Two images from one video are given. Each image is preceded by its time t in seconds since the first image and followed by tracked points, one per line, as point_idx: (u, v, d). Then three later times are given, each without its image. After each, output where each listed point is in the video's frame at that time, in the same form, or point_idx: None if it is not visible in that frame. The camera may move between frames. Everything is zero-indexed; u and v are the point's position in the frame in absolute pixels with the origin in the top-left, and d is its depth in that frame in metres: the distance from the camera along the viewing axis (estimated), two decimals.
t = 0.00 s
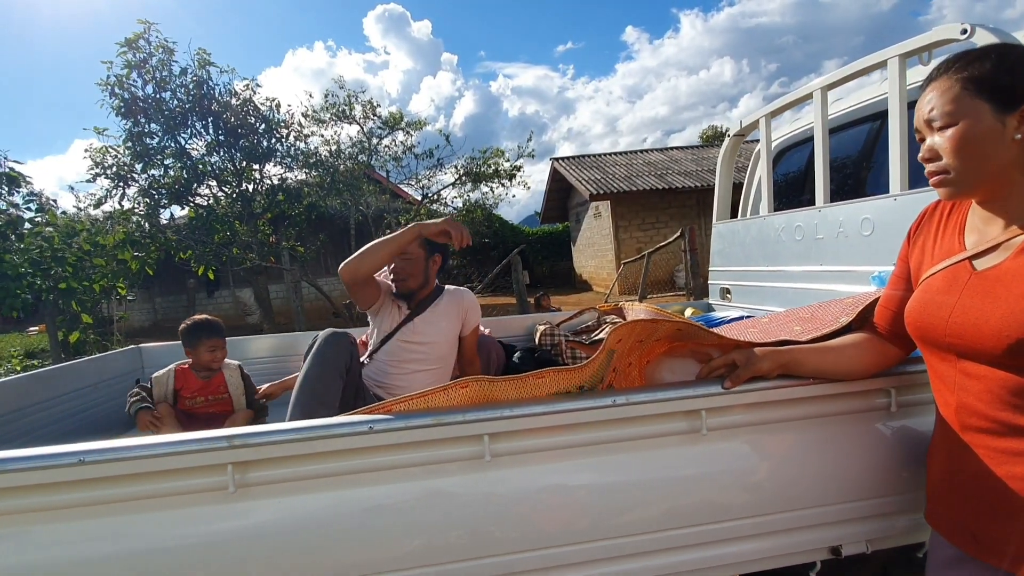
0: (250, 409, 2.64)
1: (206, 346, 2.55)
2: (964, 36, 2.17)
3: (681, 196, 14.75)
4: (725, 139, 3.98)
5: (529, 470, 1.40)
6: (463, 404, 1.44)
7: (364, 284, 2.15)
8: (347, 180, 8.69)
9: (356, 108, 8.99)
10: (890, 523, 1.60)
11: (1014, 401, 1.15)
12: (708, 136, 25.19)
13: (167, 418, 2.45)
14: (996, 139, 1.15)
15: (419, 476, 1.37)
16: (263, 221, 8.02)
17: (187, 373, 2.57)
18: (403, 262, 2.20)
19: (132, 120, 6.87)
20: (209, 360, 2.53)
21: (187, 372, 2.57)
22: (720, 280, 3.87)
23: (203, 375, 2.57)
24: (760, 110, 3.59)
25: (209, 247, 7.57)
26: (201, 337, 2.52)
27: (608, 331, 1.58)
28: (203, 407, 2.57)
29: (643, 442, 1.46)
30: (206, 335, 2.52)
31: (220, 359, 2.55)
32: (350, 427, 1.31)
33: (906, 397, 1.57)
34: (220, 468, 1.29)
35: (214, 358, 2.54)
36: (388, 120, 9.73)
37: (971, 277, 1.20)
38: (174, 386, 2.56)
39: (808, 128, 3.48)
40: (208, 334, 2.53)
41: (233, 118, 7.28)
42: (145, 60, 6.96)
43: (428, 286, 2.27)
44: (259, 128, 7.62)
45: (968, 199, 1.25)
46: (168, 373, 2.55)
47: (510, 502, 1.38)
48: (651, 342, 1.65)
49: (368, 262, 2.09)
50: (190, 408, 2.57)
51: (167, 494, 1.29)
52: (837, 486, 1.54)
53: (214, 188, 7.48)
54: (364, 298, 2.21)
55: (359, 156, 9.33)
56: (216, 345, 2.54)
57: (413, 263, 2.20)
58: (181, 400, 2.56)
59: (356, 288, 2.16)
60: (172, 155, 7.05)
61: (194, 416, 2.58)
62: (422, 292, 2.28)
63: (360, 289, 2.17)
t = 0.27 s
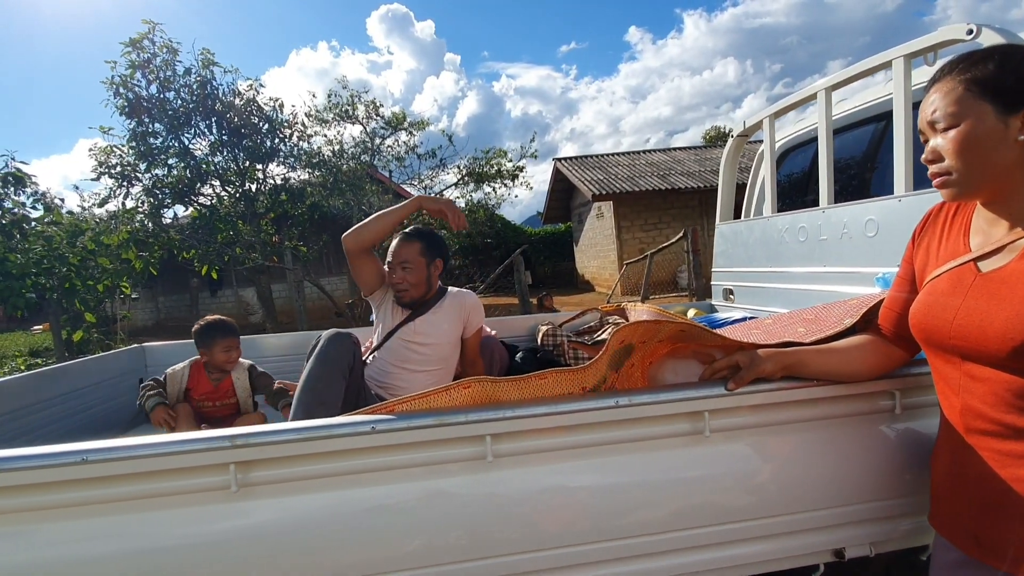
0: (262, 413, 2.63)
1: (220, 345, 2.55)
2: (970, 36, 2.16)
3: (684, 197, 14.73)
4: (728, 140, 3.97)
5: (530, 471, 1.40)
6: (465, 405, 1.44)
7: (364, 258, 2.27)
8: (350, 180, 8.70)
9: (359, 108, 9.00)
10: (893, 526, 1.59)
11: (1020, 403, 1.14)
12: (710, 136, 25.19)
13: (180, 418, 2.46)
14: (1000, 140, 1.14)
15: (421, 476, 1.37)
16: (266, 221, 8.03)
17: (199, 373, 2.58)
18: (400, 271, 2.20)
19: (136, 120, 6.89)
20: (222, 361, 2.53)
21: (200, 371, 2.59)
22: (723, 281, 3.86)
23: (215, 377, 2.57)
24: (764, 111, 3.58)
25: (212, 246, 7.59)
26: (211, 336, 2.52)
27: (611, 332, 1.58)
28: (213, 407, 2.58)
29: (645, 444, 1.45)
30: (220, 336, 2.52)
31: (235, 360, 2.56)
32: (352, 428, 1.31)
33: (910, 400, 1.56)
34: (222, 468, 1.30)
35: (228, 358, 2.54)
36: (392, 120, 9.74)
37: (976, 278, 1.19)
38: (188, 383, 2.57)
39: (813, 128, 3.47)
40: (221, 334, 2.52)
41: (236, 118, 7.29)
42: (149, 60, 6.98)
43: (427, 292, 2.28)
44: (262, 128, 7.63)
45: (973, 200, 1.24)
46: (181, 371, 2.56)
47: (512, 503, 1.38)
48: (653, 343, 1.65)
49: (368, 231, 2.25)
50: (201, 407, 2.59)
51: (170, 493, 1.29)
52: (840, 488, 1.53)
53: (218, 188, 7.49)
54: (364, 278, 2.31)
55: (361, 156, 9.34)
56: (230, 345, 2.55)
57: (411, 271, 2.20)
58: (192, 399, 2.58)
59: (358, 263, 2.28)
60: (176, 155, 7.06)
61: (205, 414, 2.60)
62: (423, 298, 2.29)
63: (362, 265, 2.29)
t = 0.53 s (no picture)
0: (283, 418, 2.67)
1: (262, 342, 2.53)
2: (974, 34, 2.15)
3: (685, 197, 14.72)
4: (730, 140, 3.96)
5: (531, 471, 1.40)
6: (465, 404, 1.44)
7: (366, 258, 2.27)
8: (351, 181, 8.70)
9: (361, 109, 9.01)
10: (896, 526, 1.58)
11: (1022, 403, 1.14)
12: (711, 137, 25.20)
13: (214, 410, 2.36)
14: (1003, 138, 1.13)
15: (422, 475, 1.37)
16: (268, 221, 8.04)
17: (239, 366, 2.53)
18: (401, 269, 2.20)
19: (138, 120, 6.90)
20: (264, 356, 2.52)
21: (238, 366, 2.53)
22: (724, 281, 3.86)
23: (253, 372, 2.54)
24: (766, 111, 3.58)
25: (213, 246, 7.60)
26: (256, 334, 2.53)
27: (612, 331, 1.57)
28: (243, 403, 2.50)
29: (646, 443, 1.45)
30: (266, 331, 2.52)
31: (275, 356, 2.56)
32: (352, 426, 1.31)
33: (912, 400, 1.56)
34: (223, 466, 1.29)
35: (271, 355, 2.54)
36: (393, 120, 9.74)
37: (979, 278, 1.19)
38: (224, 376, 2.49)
39: (814, 128, 3.46)
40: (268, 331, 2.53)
41: (238, 118, 7.30)
42: (151, 60, 6.99)
43: (428, 290, 2.27)
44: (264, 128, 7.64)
45: (977, 199, 1.24)
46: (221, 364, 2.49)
47: (512, 503, 1.37)
48: (654, 342, 1.64)
49: (375, 231, 2.23)
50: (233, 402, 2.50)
51: (171, 492, 1.29)
52: (841, 488, 1.53)
53: (219, 188, 7.50)
54: (366, 279, 2.31)
55: (363, 156, 9.35)
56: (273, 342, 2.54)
57: (411, 269, 2.20)
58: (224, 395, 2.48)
59: (359, 263, 2.27)
60: (178, 155, 7.06)
61: (230, 411, 2.51)
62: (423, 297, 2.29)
63: (363, 265, 2.28)
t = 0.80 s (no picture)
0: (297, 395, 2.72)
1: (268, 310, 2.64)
2: (972, 35, 2.15)
3: (685, 197, 14.72)
4: (728, 140, 3.97)
5: (529, 471, 1.40)
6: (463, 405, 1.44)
7: (360, 258, 2.30)
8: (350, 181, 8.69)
9: (360, 109, 9.02)
10: (893, 526, 1.59)
11: (1017, 402, 1.14)
12: (711, 137, 25.22)
13: (273, 382, 2.59)
14: (998, 139, 1.14)
15: (420, 475, 1.37)
16: (267, 222, 8.04)
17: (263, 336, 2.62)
18: (406, 268, 2.20)
19: (138, 121, 6.90)
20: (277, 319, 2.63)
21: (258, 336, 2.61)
22: (722, 282, 3.86)
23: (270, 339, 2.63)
24: (764, 111, 3.58)
25: (213, 246, 7.60)
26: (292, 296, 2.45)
27: (609, 331, 1.58)
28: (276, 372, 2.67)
29: (644, 443, 1.45)
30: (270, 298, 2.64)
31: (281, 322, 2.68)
32: (350, 427, 1.31)
33: (909, 400, 1.56)
34: (222, 467, 1.30)
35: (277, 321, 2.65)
36: (392, 121, 9.75)
37: (974, 279, 1.19)
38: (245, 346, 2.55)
39: (813, 129, 3.47)
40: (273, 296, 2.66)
41: (237, 118, 7.30)
42: (151, 61, 6.99)
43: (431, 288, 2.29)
44: (263, 129, 7.64)
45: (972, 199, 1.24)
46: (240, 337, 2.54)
47: (510, 503, 1.38)
48: (652, 343, 1.65)
49: (367, 228, 2.27)
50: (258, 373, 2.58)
51: (170, 492, 1.29)
52: (839, 488, 1.53)
53: (219, 189, 7.51)
54: (361, 278, 2.33)
55: (362, 157, 9.35)
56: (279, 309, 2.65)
57: (416, 268, 2.21)
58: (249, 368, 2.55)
59: (353, 262, 2.31)
60: (177, 156, 7.06)
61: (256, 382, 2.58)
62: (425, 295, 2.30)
63: (357, 265, 2.31)
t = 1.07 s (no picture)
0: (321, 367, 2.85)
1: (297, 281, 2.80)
2: (971, 33, 2.15)
3: (684, 197, 14.72)
4: (727, 139, 3.96)
5: (529, 470, 1.40)
6: (463, 403, 1.44)
7: (355, 259, 2.28)
8: (349, 181, 8.68)
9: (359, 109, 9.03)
10: (893, 524, 1.59)
11: (1017, 400, 1.14)
12: (711, 136, 25.26)
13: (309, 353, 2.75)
14: (998, 136, 1.14)
15: (420, 474, 1.37)
16: (267, 222, 8.03)
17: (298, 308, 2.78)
18: (412, 265, 2.24)
19: (137, 121, 6.89)
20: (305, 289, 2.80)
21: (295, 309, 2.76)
22: (722, 281, 3.86)
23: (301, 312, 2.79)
24: (763, 110, 3.58)
25: (212, 247, 7.59)
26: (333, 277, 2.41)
27: (609, 330, 1.58)
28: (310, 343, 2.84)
29: (643, 442, 1.45)
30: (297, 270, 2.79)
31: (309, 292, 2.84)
32: (350, 426, 1.31)
33: (908, 398, 1.56)
34: (222, 465, 1.30)
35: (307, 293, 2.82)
36: (392, 121, 9.75)
37: (973, 276, 1.19)
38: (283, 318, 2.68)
39: (812, 128, 3.47)
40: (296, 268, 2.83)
41: (237, 118, 7.30)
42: (150, 61, 6.99)
43: (434, 286, 2.32)
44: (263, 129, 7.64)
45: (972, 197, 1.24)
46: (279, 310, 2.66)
47: (510, 501, 1.38)
48: (651, 341, 1.65)
49: (361, 231, 2.27)
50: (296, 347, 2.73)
51: (170, 491, 1.29)
52: (838, 486, 1.53)
53: (218, 189, 7.51)
54: (358, 279, 2.31)
55: (362, 157, 9.35)
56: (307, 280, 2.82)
57: (421, 265, 2.25)
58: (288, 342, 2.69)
59: (348, 264, 2.29)
60: (176, 156, 7.06)
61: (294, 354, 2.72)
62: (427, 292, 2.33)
63: (353, 266, 2.29)
